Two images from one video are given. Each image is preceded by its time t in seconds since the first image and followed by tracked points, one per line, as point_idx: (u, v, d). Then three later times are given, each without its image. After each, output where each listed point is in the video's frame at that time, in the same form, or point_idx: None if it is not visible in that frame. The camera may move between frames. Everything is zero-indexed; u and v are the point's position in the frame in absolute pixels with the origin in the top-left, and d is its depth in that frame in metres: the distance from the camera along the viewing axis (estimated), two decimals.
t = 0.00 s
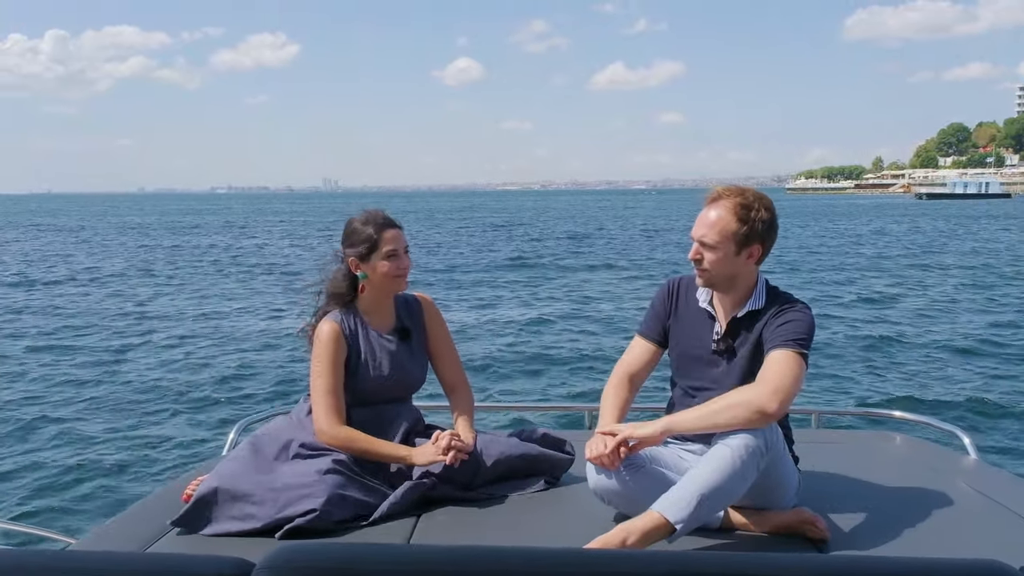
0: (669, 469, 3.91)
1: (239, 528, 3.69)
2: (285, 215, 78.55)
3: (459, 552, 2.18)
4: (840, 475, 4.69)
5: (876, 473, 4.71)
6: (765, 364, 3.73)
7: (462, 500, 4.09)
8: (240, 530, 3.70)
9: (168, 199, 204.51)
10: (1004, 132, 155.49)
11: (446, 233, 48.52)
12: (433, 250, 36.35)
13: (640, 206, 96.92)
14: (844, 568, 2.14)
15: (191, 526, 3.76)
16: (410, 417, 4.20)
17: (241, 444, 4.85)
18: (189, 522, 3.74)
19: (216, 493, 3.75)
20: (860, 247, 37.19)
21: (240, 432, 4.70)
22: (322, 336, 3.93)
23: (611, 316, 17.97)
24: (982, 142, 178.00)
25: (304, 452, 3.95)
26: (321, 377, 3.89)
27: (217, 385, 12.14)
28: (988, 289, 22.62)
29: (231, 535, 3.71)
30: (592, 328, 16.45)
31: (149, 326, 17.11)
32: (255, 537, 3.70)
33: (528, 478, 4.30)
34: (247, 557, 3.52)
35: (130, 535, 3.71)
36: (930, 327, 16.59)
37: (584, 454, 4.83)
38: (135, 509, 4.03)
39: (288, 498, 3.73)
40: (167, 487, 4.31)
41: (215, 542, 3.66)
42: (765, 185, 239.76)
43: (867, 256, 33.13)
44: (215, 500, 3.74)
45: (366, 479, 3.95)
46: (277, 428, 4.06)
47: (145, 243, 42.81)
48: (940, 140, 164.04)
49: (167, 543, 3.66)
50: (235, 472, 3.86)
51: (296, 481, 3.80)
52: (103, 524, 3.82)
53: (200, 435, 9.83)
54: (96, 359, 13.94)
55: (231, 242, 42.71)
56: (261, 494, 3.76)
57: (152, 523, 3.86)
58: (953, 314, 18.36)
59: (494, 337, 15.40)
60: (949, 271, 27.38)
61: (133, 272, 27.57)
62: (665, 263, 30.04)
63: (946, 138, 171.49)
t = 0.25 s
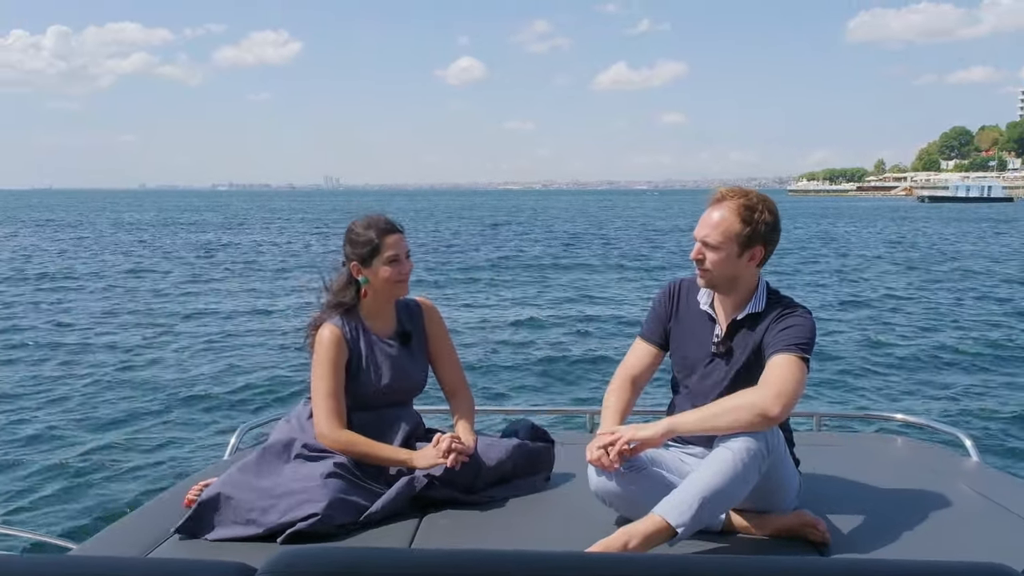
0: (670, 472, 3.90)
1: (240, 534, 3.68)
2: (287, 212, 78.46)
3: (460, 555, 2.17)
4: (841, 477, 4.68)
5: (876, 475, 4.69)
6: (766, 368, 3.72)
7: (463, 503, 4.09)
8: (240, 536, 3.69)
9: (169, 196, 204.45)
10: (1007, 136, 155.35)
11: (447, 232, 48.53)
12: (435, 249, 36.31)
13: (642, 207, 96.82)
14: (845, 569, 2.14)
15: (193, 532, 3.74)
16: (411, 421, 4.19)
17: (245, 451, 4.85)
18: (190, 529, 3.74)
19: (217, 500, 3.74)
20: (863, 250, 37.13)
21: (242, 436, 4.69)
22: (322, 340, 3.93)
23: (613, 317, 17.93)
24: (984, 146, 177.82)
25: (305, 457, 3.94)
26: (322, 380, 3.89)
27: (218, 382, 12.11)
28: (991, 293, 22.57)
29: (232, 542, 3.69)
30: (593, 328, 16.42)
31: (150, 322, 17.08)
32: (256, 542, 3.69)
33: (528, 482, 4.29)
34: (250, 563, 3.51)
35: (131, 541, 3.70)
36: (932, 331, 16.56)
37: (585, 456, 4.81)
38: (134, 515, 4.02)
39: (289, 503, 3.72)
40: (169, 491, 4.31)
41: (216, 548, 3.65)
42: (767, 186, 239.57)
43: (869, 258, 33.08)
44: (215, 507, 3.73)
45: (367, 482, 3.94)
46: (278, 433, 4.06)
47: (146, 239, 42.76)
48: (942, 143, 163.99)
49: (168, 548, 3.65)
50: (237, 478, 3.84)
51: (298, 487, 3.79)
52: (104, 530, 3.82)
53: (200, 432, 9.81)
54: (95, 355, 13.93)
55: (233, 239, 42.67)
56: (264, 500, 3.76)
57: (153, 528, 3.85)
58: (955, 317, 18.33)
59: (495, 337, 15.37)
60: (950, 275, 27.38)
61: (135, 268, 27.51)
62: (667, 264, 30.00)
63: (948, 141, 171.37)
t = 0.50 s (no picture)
0: (669, 474, 3.90)
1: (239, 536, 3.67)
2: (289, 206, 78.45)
3: (461, 557, 2.16)
4: (841, 479, 4.67)
5: (875, 478, 4.69)
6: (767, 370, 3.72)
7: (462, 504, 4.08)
8: (240, 538, 3.68)
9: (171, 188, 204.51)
10: (1010, 141, 155.20)
11: (448, 228, 48.50)
12: (437, 245, 36.29)
13: (645, 206, 96.77)
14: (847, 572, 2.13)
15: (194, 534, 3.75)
16: (411, 421, 4.18)
17: (246, 453, 4.84)
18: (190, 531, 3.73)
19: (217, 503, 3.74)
20: (865, 252, 37.12)
21: (243, 437, 4.68)
22: (323, 342, 3.93)
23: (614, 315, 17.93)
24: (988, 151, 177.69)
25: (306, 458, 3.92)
26: (322, 382, 3.89)
27: (218, 375, 12.11)
28: (992, 297, 22.57)
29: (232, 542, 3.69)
30: (595, 327, 16.42)
31: (151, 314, 17.06)
32: (256, 544, 3.68)
33: (529, 484, 4.28)
34: (249, 564, 3.50)
35: (132, 542, 3.70)
36: (933, 334, 16.56)
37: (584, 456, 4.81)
38: (135, 516, 4.01)
39: (289, 505, 3.71)
40: (169, 494, 4.30)
41: (215, 550, 3.64)
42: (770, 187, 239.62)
43: (871, 261, 33.08)
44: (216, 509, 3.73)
45: (367, 482, 3.93)
46: (279, 437, 4.05)
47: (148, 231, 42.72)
48: (945, 147, 163.90)
49: (168, 549, 3.65)
50: (240, 480, 3.85)
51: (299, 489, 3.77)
52: (105, 532, 3.82)
53: (200, 425, 9.81)
54: (94, 346, 13.91)
55: (235, 233, 42.64)
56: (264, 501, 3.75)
57: (154, 530, 3.85)
58: (957, 321, 18.33)
59: (496, 334, 15.36)
60: (950, 278, 27.40)
61: (136, 260, 27.47)
62: (668, 264, 29.98)
63: (952, 145, 171.28)
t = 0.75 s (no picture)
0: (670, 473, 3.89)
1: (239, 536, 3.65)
2: (289, 200, 78.27)
3: (461, 557, 2.15)
4: (841, 479, 4.66)
5: (875, 477, 4.68)
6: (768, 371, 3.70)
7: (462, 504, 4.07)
8: (240, 538, 3.66)
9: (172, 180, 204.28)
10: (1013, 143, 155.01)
11: (448, 224, 48.45)
12: (438, 241, 36.22)
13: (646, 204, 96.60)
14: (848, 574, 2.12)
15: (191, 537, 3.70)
16: (410, 420, 4.17)
17: (244, 453, 4.82)
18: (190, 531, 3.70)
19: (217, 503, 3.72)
20: (866, 253, 37.09)
21: (243, 436, 4.67)
22: (322, 341, 3.92)
23: (614, 313, 17.90)
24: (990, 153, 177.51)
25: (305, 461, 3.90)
26: (322, 381, 3.88)
27: (217, 368, 12.09)
28: (993, 299, 22.56)
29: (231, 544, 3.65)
30: (595, 324, 16.40)
31: (150, 307, 17.02)
32: (256, 545, 3.66)
33: (529, 484, 4.27)
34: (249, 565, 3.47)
35: (131, 542, 3.68)
36: (934, 335, 16.54)
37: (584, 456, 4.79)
38: (131, 518, 3.97)
39: (289, 504, 3.70)
40: (169, 493, 4.29)
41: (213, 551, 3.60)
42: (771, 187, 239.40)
43: (873, 261, 33.07)
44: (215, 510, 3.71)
45: (367, 481, 3.92)
46: (279, 438, 4.04)
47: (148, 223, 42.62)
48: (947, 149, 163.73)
49: (168, 548, 3.64)
50: (239, 486, 3.82)
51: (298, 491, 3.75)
52: (105, 532, 3.80)
53: (199, 418, 9.79)
54: (92, 338, 13.89)
55: (236, 226, 42.56)
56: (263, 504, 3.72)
57: (154, 530, 3.83)
58: (957, 322, 18.31)
59: (496, 331, 15.33)
60: (948, 279, 27.44)
61: (136, 252, 27.39)
62: (669, 262, 29.94)
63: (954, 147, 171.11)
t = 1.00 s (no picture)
0: (668, 474, 3.89)
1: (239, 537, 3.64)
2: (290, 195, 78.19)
3: (461, 557, 2.15)
4: (839, 478, 4.67)
5: (874, 477, 4.69)
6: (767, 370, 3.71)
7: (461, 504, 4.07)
8: (239, 539, 3.64)
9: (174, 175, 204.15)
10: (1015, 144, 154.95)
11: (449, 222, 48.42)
12: (439, 238, 36.17)
13: (648, 203, 96.52)
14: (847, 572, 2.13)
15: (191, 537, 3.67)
16: (408, 419, 4.17)
17: (243, 452, 4.83)
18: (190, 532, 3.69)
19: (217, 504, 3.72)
20: (867, 253, 37.07)
21: (242, 436, 4.67)
22: (319, 341, 3.92)
23: (615, 312, 17.89)
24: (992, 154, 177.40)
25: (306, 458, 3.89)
26: (319, 380, 3.88)
27: (216, 364, 12.08)
28: (994, 300, 22.56)
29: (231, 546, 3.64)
30: (595, 323, 16.40)
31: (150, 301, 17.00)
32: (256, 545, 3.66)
33: (527, 483, 4.27)
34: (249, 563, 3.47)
35: (131, 541, 3.68)
36: (935, 335, 16.54)
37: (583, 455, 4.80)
38: (131, 517, 3.96)
39: (290, 505, 3.70)
40: (168, 493, 4.29)
41: (213, 551, 3.60)
42: (773, 186, 239.27)
43: (874, 262, 33.05)
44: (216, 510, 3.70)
45: (366, 482, 3.92)
46: (278, 439, 4.04)
47: (149, 217, 42.57)
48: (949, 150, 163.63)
49: (167, 547, 3.64)
50: (241, 488, 3.81)
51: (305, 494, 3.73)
52: (104, 531, 3.80)
53: (198, 413, 9.79)
54: (92, 332, 13.89)
55: (236, 221, 42.52)
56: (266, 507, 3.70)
57: (153, 530, 3.83)
58: (958, 323, 18.31)
59: (496, 328, 15.33)
60: (950, 279, 27.40)
61: (136, 247, 27.35)
62: (670, 261, 29.93)
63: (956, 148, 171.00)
